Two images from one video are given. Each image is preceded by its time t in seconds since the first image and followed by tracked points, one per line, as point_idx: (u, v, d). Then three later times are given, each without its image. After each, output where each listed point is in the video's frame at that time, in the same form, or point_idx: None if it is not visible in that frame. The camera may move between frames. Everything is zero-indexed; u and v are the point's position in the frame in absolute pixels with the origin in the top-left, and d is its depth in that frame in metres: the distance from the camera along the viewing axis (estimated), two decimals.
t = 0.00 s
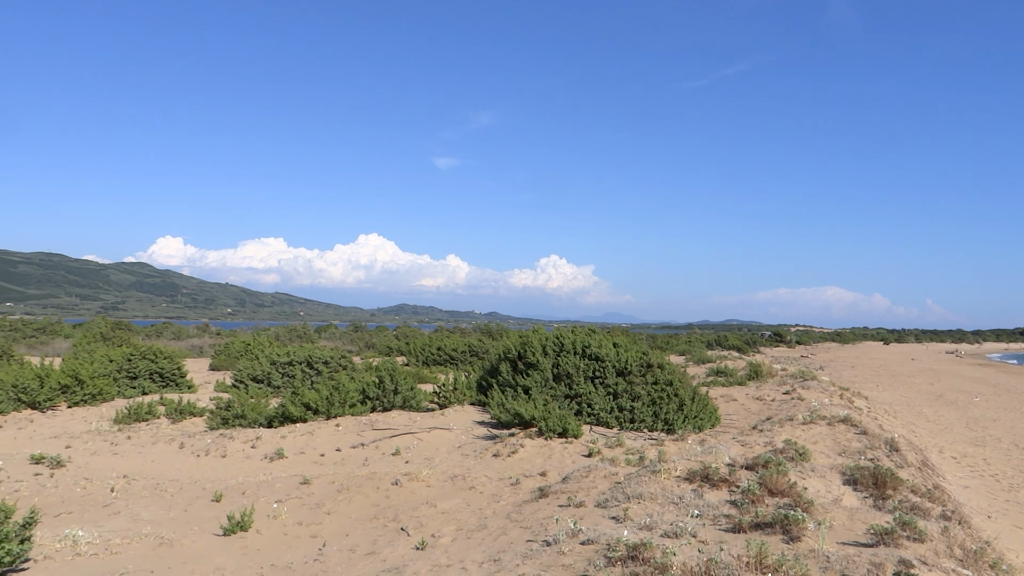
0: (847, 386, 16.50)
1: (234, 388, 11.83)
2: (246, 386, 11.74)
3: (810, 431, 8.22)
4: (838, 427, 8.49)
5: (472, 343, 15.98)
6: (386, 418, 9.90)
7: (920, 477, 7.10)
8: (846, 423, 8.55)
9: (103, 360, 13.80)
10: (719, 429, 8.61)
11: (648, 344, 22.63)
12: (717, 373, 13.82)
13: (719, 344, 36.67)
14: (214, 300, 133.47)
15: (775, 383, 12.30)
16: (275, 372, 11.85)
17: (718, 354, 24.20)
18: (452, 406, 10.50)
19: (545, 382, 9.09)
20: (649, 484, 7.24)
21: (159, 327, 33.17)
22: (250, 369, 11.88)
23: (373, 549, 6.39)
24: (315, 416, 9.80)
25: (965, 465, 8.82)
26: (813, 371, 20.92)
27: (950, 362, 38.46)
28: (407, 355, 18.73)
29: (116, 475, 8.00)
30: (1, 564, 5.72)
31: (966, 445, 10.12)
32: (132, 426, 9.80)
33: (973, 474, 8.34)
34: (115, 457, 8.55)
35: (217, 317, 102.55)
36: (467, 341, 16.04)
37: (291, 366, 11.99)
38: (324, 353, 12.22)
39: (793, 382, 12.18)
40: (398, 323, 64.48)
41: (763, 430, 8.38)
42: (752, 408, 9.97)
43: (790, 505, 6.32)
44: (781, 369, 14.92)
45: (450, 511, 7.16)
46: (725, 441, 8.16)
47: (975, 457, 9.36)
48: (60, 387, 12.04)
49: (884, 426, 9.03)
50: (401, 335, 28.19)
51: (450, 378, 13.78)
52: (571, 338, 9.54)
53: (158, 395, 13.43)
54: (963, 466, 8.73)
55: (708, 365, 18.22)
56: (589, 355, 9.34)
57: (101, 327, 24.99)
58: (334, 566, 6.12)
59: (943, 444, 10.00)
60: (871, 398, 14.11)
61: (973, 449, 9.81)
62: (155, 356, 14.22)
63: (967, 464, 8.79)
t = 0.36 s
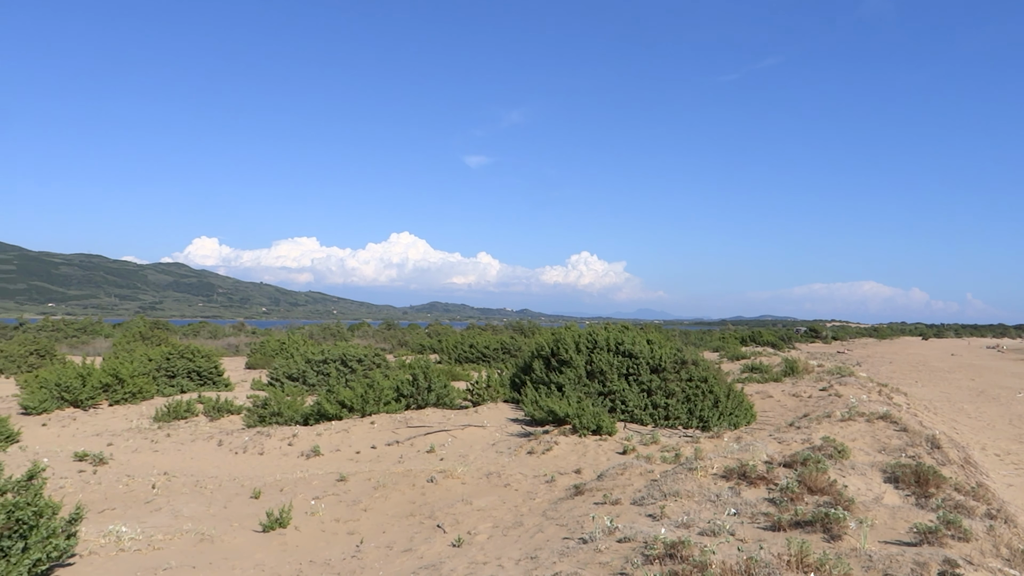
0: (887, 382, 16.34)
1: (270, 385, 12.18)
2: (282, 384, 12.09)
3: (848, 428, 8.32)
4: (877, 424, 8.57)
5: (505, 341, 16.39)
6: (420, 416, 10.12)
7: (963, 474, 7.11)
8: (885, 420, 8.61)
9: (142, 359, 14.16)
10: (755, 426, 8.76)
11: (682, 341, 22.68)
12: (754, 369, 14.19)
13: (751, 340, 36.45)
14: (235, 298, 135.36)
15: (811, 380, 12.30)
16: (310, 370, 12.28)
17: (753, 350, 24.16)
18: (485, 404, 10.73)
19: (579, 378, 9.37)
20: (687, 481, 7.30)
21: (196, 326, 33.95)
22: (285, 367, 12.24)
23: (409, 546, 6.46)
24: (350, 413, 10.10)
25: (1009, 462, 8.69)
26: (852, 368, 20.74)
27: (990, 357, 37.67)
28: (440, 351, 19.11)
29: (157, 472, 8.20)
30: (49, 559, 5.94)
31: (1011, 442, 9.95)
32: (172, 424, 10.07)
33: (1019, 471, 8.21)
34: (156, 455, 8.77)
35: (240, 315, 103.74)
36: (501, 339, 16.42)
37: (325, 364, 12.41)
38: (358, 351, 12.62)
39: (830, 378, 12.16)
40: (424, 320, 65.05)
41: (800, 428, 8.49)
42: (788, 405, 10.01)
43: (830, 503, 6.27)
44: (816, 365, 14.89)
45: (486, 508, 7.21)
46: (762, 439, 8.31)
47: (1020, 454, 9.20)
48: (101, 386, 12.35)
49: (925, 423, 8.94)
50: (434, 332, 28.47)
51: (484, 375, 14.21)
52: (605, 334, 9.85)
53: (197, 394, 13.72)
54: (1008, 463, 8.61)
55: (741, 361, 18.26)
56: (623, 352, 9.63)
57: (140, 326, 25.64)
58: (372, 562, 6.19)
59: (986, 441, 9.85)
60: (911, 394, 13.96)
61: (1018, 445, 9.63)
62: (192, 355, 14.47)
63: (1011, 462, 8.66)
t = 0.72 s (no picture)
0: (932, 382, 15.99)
1: (307, 382, 12.36)
2: (318, 380, 12.28)
3: (888, 429, 8.20)
4: (918, 425, 8.42)
5: (538, 339, 16.49)
6: (454, 413, 10.16)
7: (1009, 477, 6.94)
8: (927, 421, 8.45)
9: (183, 355, 14.42)
10: (793, 426, 8.69)
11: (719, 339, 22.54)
12: (791, 368, 14.10)
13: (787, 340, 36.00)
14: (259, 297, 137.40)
15: (850, 380, 12.13)
16: (345, 367, 12.43)
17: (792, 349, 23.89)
18: (518, 402, 10.78)
19: (614, 377, 9.38)
20: (723, 481, 7.23)
21: (236, 322, 34.67)
22: (322, 364, 12.44)
23: (444, 543, 6.47)
24: (385, 410, 10.22)
25: None
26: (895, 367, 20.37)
27: None
28: (474, 349, 19.25)
29: (197, 466, 8.35)
30: (93, 550, 6.08)
31: None
32: (212, 419, 10.28)
33: None
34: (196, 449, 8.94)
35: (265, 313, 105.02)
36: (535, 336, 16.49)
37: (360, 361, 12.56)
38: (393, 349, 12.76)
39: (870, 378, 11.98)
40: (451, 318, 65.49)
41: (838, 428, 8.37)
42: (827, 405, 9.89)
43: (869, 506, 6.16)
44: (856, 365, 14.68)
45: (520, 506, 7.20)
46: (799, 439, 8.23)
47: None
48: (144, 381, 12.62)
49: (969, 425, 8.74)
50: (469, 330, 28.64)
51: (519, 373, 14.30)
52: (640, 333, 9.86)
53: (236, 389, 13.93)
54: None
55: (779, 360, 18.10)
56: (658, 351, 9.63)
57: (181, 323, 26.27)
58: (407, 558, 6.22)
59: None
60: (956, 395, 13.66)
61: None
62: (231, 351, 14.63)
63: None
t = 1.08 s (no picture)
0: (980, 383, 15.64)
1: (345, 380, 12.55)
2: (356, 379, 12.45)
3: (933, 431, 8.03)
4: (965, 427, 8.23)
5: (574, 339, 16.55)
6: (490, 412, 10.18)
7: None
8: (974, 423, 8.25)
9: (224, 353, 14.63)
10: (834, 428, 8.57)
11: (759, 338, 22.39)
12: (831, 369, 13.94)
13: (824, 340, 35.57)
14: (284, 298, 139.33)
15: (894, 381, 11.94)
16: (383, 365, 12.59)
17: (835, 349, 23.62)
18: (555, 401, 10.80)
19: (651, 377, 9.39)
20: (762, 483, 7.12)
21: (276, 321, 35.38)
22: (360, 362, 12.61)
23: (480, 542, 6.46)
24: (422, 408, 10.32)
25: None
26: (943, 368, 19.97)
27: None
28: (510, 348, 19.37)
29: (237, 463, 8.47)
30: (136, 545, 6.18)
31: None
32: (252, 417, 10.47)
33: None
34: (236, 446, 9.10)
35: (290, 313, 106.23)
36: (571, 336, 16.55)
37: (398, 360, 12.71)
38: (430, 348, 12.89)
39: (914, 379, 11.79)
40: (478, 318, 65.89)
41: (881, 430, 8.22)
42: (869, 406, 9.75)
43: (914, 510, 6.02)
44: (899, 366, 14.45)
45: (557, 506, 7.17)
46: (841, 441, 8.10)
47: None
48: (187, 378, 12.84)
49: (1019, 428, 8.51)
50: (505, 330, 28.82)
51: (555, 372, 14.33)
52: (678, 333, 9.85)
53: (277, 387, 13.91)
54: None
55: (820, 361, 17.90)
56: (696, 351, 9.60)
57: (223, 323, 26.90)
58: (443, 557, 6.22)
59: None
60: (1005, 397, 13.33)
61: None
62: (272, 350, 14.78)
63: None
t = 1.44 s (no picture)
0: None
1: (385, 382, 12.71)
2: (396, 380, 12.59)
3: (984, 439, 7.83)
4: (1017, 435, 8.01)
5: (613, 342, 16.57)
6: (529, 414, 10.20)
7: None
8: None
9: (267, 353, 14.90)
10: (880, 434, 8.43)
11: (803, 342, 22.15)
12: (876, 373, 13.72)
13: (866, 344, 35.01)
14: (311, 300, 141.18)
15: (942, 387, 11.71)
16: (423, 367, 12.67)
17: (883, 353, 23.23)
18: (594, 405, 10.75)
19: (691, 381, 9.37)
20: (805, 489, 6.98)
21: (317, 321, 35.96)
22: (400, 363, 12.76)
23: (519, 545, 6.44)
24: (461, 410, 10.38)
25: None
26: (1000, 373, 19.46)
27: None
28: (549, 350, 19.44)
29: (279, 463, 8.58)
30: (181, 542, 6.27)
31: None
32: (293, 418, 10.63)
33: None
34: (278, 446, 9.23)
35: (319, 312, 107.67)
36: (610, 339, 16.58)
37: (437, 362, 12.82)
38: (469, 350, 12.99)
39: (964, 385, 11.55)
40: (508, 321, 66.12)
41: (928, 437, 8.05)
42: (916, 413, 9.58)
43: (963, 519, 5.85)
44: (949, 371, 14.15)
45: (596, 510, 7.13)
46: (887, 447, 7.94)
47: None
48: (231, 378, 13.09)
49: None
50: (544, 332, 28.90)
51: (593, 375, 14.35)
52: (718, 336, 9.82)
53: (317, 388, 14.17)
54: None
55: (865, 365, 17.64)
56: (737, 354, 9.56)
57: (266, 323, 27.47)
58: (482, 559, 6.21)
59: None
60: None
61: None
62: (313, 351, 14.99)
63: None
